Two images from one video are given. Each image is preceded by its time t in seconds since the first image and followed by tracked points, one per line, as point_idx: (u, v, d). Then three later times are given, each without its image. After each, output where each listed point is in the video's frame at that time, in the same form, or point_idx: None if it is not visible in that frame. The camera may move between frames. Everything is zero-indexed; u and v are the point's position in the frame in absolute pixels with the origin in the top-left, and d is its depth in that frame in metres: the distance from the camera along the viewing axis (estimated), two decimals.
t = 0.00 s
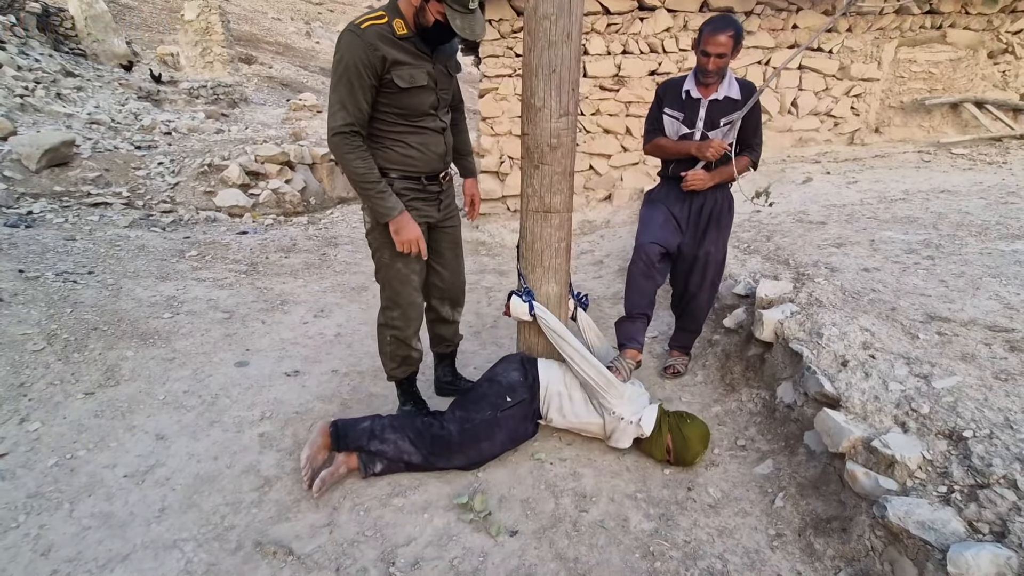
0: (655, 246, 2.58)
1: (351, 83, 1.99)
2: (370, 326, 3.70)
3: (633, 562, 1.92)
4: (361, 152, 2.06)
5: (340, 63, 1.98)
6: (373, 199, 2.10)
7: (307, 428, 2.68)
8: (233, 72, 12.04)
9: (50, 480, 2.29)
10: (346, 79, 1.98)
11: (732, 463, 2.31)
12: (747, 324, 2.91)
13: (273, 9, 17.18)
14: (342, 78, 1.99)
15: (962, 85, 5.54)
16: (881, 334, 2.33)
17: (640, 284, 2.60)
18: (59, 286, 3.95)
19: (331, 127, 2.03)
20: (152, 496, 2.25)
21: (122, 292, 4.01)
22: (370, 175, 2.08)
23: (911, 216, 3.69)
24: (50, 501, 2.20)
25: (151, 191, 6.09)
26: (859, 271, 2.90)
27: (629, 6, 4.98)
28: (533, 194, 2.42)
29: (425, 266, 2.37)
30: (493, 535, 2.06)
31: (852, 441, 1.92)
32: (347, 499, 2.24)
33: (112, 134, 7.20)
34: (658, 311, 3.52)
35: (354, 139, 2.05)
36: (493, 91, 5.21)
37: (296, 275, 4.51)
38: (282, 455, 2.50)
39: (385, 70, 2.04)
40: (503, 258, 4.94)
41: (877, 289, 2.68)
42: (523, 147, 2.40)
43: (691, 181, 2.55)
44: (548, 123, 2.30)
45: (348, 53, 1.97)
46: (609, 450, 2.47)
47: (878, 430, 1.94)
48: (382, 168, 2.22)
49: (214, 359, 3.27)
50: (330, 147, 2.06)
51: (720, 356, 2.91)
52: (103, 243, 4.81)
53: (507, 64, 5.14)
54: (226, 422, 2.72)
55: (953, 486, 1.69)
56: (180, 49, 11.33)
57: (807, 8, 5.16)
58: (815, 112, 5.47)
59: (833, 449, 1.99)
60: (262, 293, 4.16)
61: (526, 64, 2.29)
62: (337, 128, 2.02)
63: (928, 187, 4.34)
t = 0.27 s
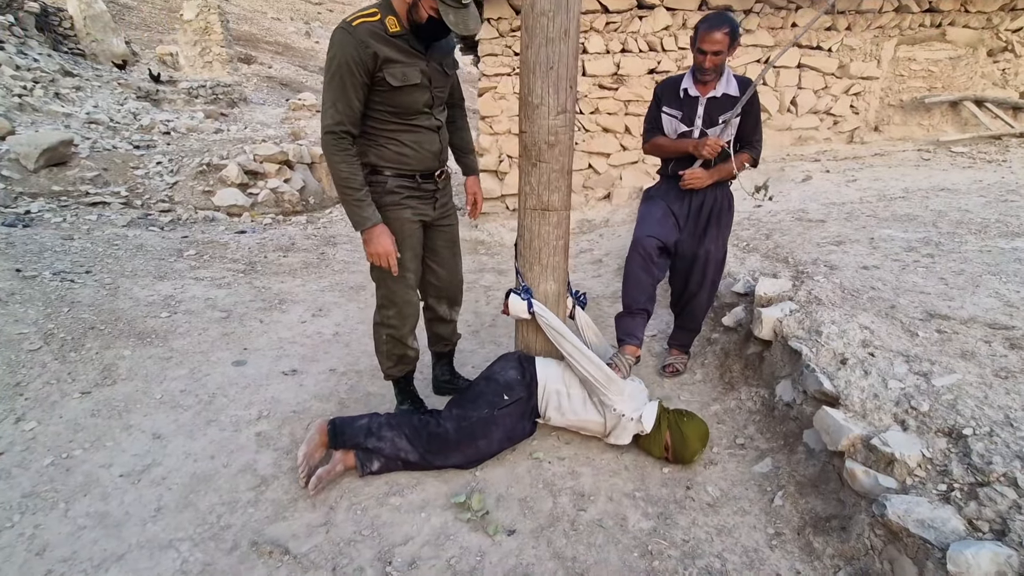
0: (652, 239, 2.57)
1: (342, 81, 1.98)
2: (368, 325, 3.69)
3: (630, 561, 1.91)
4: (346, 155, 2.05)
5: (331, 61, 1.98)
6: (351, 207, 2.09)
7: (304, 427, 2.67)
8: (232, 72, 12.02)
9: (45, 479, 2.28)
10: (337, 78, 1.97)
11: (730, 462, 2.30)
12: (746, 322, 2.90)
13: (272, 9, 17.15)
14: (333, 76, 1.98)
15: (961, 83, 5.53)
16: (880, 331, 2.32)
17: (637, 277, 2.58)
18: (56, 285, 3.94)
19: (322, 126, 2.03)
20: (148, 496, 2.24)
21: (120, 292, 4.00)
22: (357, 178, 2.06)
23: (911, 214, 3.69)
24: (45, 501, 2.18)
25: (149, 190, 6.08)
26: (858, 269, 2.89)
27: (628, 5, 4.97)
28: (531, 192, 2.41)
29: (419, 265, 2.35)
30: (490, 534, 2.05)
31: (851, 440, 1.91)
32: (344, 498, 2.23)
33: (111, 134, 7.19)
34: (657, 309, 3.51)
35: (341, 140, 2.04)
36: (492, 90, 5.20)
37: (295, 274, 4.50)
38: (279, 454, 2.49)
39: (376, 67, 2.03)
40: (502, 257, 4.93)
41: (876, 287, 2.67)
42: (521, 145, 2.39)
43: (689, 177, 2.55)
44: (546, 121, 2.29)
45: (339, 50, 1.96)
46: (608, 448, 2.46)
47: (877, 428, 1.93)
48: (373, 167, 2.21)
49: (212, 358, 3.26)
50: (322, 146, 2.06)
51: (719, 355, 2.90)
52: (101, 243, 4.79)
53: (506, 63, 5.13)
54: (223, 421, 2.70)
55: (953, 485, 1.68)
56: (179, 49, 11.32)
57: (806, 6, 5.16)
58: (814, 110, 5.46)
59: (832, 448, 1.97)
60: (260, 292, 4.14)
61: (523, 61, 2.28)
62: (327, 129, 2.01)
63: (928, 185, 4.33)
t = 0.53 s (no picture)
0: (650, 237, 2.56)
1: (338, 84, 1.98)
2: (366, 325, 3.68)
3: (628, 564, 1.90)
4: (341, 157, 2.03)
5: (328, 64, 1.97)
6: (346, 209, 2.08)
7: (302, 429, 2.66)
8: (232, 72, 12.00)
9: (40, 482, 2.27)
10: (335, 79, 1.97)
11: (729, 464, 2.29)
12: (746, 324, 2.88)
13: (272, 9, 17.15)
14: (329, 79, 1.98)
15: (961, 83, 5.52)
16: (880, 333, 2.31)
17: (635, 274, 2.58)
18: (54, 286, 3.93)
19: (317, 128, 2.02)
20: (144, 498, 2.23)
21: (117, 292, 3.99)
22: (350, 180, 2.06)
23: (911, 214, 3.67)
24: (40, 504, 2.17)
25: (147, 191, 6.06)
26: (858, 270, 2.88)
27: (627, 5, 4.96)
28: (529, 192, 2.39)
29: (417, 266, 2.35)
30: (488, 537, 2.03)
31: (851, 442, 1.90)
32: (341, 500, 2.21)
33: (109, 134, 7.18)
34: (656, 310, 3.49)
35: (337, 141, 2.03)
36: (491, 90, 5.19)
37: (293, 275, 4.48)
38: (276, 456, 2.48)
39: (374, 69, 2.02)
40: (501, 258, 4.92)
41: (876, 288, 2.66)
42: (519, 146, 2.38)
43: (686, 175, 2.54)
44: (544, 121, 2.28)
45: (337, 54, 1.96)
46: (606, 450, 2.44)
47: (877, 431, 1.91)
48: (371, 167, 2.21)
49: (209, 359, 3.25)
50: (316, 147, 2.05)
51: (719, 356, 2.89)
52: (99, 243, 4.78)
53: (505, 63, 5.12)
54: (220, 423, 2.69)
55: (953, 488, 1.67)
56: (179, 49, 11.31)
57: (806, 6, 5.14)
58: (814, 110, 5.44)
59: (831, 450, 1.96)
60: (258, 292, 4.13)
61: (521, 61, 2.27)
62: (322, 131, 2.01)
63: (928, 185, 4.32)
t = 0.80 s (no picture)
0: (651, 247, 2.55)
1: (357, 120, 2.03)
2: (366, 328, 3.67)
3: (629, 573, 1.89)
4: (346, 166, 2.09)
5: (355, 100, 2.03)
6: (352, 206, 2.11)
7: (301, 434, 2.65)
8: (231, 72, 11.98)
9: (38, 489, 2.26)
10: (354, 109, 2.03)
11: (730, 470, 2.28)
12: (746, 328, 2.87)
13: (271, 8, 17.13)
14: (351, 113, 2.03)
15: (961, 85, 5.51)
16: (881, 338, 2.30)
17: (636, 285, 2.58)
18: (52, 289, 3.91)
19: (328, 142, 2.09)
20: (142, 505, 2.22)
21: (116, 295, 3.98)
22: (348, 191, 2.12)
23: (911, 217, 3.66)
24: (38, 510, 2.16)
25: (147, 192, 6.05)
26: (859, 274, 2.87)
27: (627, 6, 4.94)
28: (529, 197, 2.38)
29: (412, 267, 2.34)
30: (488, 545, 2.02)
31: (852, 450, 1.89)
32: (340, 507, 2.21)
33: (108, 134, 7.16)
34: (656, 313, 3.48)
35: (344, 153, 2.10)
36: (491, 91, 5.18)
37: (293, 277, 4.48)
38: (275, 462, 2.47)
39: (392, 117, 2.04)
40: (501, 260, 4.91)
41: (877, 292, 2.65)
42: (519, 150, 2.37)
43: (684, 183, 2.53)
44: (544, 125, 2.26)
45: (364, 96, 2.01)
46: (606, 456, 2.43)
47: (879, 438, 1.90)
48: (378, 188, 2.25)
49: (208, 363, 3.24)
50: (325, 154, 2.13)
51: (719, 360, 2.88)
52: (98, 245, 4.77)
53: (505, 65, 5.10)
54: (219, 428, 2.68)
55: (956, 497, 1.66)
56: (178, 49, 11.29)
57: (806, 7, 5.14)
58: (814, 112, 5.44)
59: (832, 457, 1.95)
60: (257, 295, 4.12)
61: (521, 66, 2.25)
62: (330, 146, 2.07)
63: (929, 188, 4.31)
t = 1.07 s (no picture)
0: (660, 253, 2.54)
1: (389, 199, 2.22)
2: (366, 331, 3.64)
3: None
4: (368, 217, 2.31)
5: (392, 183, 2.21)
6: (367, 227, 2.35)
7: (301, 440, 2.62)
8: (229, 72, 11.94)
9: (35, 495, 2.23)
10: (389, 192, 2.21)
11: (735, 475, 2.26)
12: (749, 331, 2.85)
13: (269, 8, 17.07)
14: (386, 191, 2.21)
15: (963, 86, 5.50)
16: (887, 343, 2.29)
17: (643, 290, 2.56)
18: (49, 291, 3.88)
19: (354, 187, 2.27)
20: (141, 512, 2.19)
21: (114, 297, 3.95)
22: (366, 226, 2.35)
23: (914, 219, 3.65)
24: (35, 518, 2.14)
25: (145, 193, 6.01)
26: (863, 277, 2.86)
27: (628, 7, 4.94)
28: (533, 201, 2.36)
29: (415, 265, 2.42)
30: (491, 552, 2.00)
31: (860, 456, 1.88)
32: (341, 514, 2.18)
33: (106, 135, 7.12)
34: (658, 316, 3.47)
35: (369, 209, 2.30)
36: (490, 92, 5.16)
37: (292, 279, 4.45)
38: (276, 467, 2.44)
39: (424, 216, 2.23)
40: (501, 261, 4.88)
41: (881, 296, 2.64)
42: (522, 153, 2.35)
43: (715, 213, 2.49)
44: (548, 128, 2.24)
45: (403, 189, 2.20)
46: (610, 461, 2.41)
47: (888, 445, 1.89)
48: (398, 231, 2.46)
49: (207, 366, 3.21)
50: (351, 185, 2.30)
51: (722, 363, 2.86)
52: (95, 247, 4.74)
53: (505, 65, 5.08)
54: (219, 433, 2.65)
55: (966, 505, 1.65)
56: (176, 49, 11.24)
57: (806, 8, 5.13)
58: (815, 113, 5.45)
59: (840, 463, 1.94)
60: (256, 297, 4.09)
61: (524, 68, 2.23)
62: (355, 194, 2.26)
63: (930, 189, 4.30)
